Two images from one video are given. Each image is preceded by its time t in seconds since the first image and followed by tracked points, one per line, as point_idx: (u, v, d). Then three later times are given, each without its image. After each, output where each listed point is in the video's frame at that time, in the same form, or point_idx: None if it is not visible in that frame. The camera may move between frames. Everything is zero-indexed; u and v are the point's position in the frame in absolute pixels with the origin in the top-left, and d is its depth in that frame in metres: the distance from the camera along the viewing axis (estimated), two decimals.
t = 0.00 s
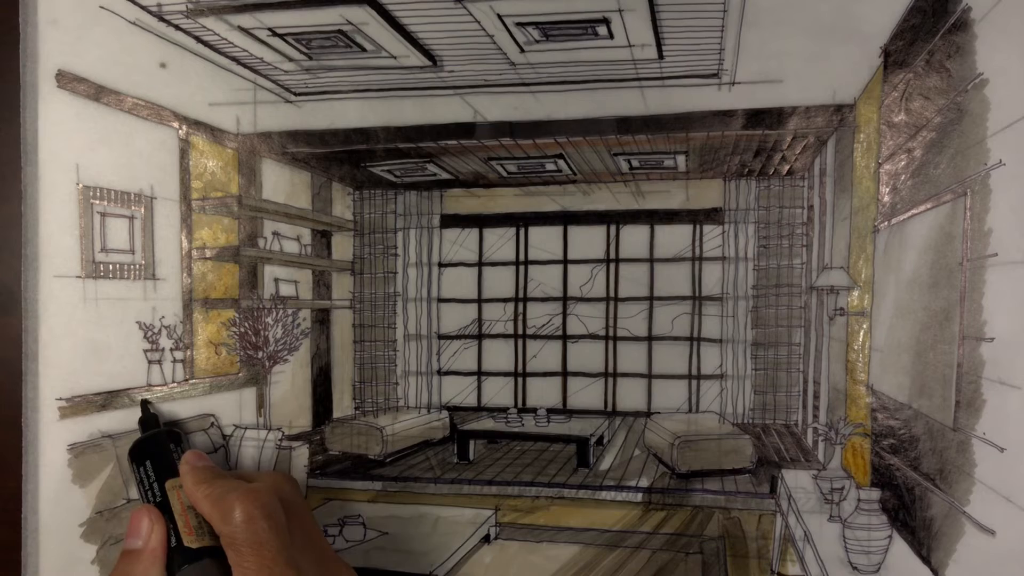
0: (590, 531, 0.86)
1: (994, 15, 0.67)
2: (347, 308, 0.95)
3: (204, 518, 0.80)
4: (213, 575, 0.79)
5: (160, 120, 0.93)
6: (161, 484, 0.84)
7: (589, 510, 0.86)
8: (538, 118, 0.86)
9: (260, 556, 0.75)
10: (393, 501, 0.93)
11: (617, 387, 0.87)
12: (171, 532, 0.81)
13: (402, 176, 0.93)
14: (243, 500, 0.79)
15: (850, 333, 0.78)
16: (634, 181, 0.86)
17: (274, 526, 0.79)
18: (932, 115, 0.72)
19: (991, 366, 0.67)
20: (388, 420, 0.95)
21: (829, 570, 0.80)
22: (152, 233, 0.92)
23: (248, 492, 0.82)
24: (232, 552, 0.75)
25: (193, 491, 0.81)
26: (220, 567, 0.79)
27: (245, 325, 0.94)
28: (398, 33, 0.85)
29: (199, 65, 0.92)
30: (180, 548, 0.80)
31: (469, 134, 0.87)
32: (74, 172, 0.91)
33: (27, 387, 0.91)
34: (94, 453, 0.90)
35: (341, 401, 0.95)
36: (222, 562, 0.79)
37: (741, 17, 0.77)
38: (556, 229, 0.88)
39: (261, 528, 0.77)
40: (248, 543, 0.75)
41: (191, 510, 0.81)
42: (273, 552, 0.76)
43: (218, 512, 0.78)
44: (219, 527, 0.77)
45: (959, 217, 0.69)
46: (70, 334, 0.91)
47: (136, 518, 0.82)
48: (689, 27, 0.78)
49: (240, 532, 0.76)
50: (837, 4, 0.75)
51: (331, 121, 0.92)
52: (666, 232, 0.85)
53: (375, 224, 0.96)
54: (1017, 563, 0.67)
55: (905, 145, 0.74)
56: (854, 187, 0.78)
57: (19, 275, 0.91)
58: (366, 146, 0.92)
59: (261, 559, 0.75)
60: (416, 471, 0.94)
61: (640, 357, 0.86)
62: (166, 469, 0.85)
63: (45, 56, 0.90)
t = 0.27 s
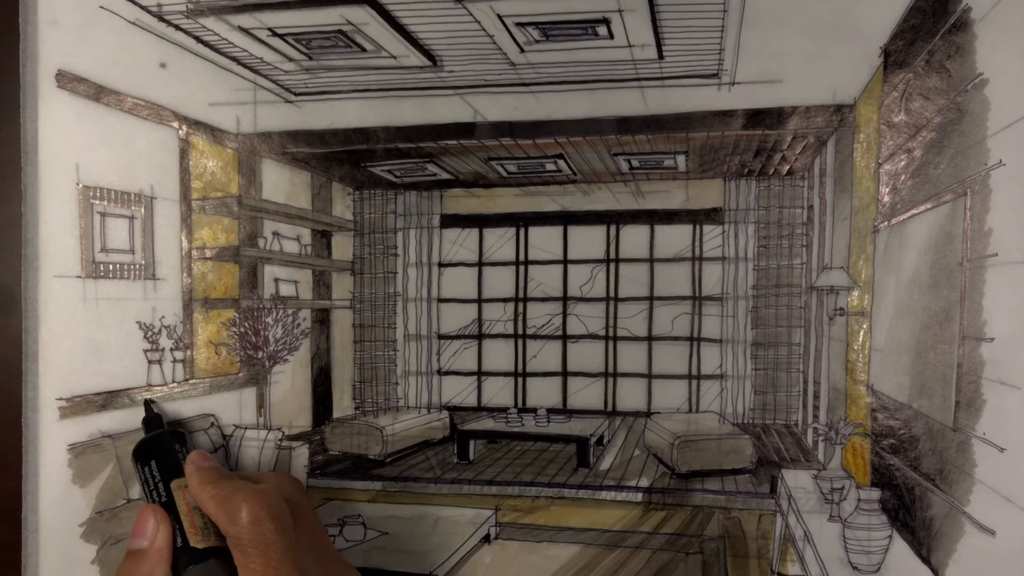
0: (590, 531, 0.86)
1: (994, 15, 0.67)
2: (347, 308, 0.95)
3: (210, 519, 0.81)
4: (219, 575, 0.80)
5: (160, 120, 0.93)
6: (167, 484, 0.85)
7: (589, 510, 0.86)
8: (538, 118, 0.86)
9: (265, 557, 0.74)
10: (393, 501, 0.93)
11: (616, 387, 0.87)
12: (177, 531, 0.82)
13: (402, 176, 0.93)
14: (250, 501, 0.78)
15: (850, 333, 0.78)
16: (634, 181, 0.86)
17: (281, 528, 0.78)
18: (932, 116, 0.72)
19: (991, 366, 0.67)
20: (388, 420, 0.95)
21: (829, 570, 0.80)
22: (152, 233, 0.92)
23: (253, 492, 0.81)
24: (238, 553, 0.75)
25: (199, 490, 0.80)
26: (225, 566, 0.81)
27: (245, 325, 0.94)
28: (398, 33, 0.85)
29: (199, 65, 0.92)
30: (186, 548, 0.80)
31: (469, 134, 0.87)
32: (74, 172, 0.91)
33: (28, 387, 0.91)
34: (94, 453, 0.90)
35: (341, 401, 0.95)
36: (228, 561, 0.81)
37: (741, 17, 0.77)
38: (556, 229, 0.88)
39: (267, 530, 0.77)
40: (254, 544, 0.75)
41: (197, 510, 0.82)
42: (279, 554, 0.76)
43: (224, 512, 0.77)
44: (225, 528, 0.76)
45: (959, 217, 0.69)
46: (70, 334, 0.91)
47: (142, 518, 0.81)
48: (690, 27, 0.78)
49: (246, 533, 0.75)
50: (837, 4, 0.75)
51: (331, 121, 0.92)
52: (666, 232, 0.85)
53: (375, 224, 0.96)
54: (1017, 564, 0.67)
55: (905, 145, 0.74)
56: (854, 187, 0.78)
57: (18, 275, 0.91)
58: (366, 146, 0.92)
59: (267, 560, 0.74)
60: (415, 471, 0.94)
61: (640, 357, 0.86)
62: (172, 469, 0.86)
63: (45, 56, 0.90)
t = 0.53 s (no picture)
0: (590, 531, 0.86)
1: (994, 15, 0.67)
2: (347, 308, 0.95)
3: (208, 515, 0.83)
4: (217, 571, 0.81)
5: (160, 120, 0.93)
6: (167, 480, 0.86)
7: (589, 510, 0.86)
8: (538, 118, 0.86)
9: (262, 553, 0.74)
10: (393, 501, 0.93)
11: (616, 387, 0.87)
12: (176, 527, 0.83)
13: (402, 176, 0.93)
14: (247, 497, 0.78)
15: (850, 333, 0.78)
16: (634, 181, 0.86)
17: (279, 524, 0.78)
18: (932, 116, 0.72)
19: (991, 366, 0.67)
20: (388, 420, 0.95)
21: (829, 570, 0.80)
22: (152, 233, 0.92)
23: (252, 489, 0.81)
24: (235, 549, 0.75)
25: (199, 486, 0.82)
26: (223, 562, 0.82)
27: (245, 325, 0.94)
28: (398, 33, 0.85)
29: (199, 65, 0.92)
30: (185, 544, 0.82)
31: (469, 134, 0.87)
32: (73, 172, 0.91)
33: (28, 387, 0.91)
34: (94, 453, 0.90)
35: (341, 401, 0.95)
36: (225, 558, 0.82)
37: (741, 17, 0.77)
38: (556, 229, 0.88)
39: (264, 525, 0.76)
40: (251, 540, 0.75)
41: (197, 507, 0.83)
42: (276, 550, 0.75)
43: (223, 508, 0.77)
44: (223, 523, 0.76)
45: (959, 217, 0.69)
46: (70, 334, 0.91)
47: (141, 513, 0.81)
48: (690, 27, 0.78)
49: (243, 530, 0.75)
50: (837, 4, 0.75)
51: (331, 121, 0.92)
52: (666, 233, 0.85)
53: (375, 224, 0.96)
54: (1016, 563, 0.67)
55: (905, 145, 0.74)
56: (854, 187, 0.78)
57: (18, 275, 0.91)
58: (366, 146, 0.92)
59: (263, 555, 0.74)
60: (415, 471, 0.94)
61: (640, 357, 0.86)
62: (171, 466, 0.87)
63: (45, 56, 0.90)
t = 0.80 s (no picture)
0: (590, 531, 0.86)
1: (994, 15, 0.67)
2: (347, 308, 0.95)
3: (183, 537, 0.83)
4: None
5: (160, 120, 0.93)
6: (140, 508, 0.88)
7: (589, 510, 0.86)
8: (538, 118, 0.85)
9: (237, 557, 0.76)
10: (393, 501, 0.93)
11: (616, 387, 0.87)
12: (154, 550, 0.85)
13: (402, 176, 0.94)
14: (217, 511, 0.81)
15: (850, 333, 0.78)
16: (634, 181, 0.87)
17: (250, 531, 0.80)
18: (932, 116, 0.73)
19: (991, 366, 0.67)
20: (388, 420, 0.96)
21: (829, 570, 0.80)
22: (152, 233, 0.93)
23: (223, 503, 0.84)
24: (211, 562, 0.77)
25: (171, 509, 0.84)
26: None
27: (245, 325, 0.94)
28: (398, 33, 0.85)
29: (199, 65, 0.92)
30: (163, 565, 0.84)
31: (469, 134, 0.87)
32: (73, 172, 0.91)
33: (28, 387, 0.91)
34: (94, 453, 0.91)
35: (341, 401, 0.95)
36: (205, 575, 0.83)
37: (741, 17, 0.77)
38: (556, 229, 0.88)
39: (236, 534, 0.79)
40: (223, 550, 0.77)
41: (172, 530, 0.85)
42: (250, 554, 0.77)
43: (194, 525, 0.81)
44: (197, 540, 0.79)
45: (959, 217, 0.69)
46: (70, 334, 0.91)
47: (117, 541, 0.85)
48: (690, 27, 0.78)
49: (217, 541, 0.78)
50: (837, 4, 0.75)
51: (331, 121, 0.92)
52: (666, 232, 0.85)
53: (375, 224, 0.97)
54: (1016, 563, 0.67)
55: (905, 145, 0.74)
56: (854, 187, 0.78)
57: (18, 275, 0.91)
58: (366, 146, 0.92)
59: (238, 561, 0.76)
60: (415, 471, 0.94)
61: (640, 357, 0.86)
62: (144, 494, 0.89)
63: (45, 55, 0.90)
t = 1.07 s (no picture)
0: (590, 531, 0.86)
1: (994, 15, 0.67)
2: (347, 308, 0.95)
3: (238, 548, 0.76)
4: None
5: (160, 120, 0.93)
6: (180, 517, 0.75)
7: (589, 510, 0.86)
8: (538, 118, 0.86)
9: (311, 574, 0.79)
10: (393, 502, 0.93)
11: (616, 386, 0.87)
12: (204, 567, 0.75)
13: (402, 176, 0.93)
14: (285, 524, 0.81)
15: (850, 333, 0.78)
16: (634, 181, 0.86)
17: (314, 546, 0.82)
18: (932, 115, 0.72)
19: (991, 366, 0.67)
20: (388, 420, 0.96)
21: (829, 570, 0.80)
22: (152, 233, 0.93)
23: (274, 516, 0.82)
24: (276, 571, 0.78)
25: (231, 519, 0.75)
26: None
27: (245, 325, 0.95)
28: (398, 33, 0.85)
29: (199, 65, 0.92)
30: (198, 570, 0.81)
31: (469, 134, 0.87)
32: (74, 172, 0.91)
33: (28, 387, 0.91)
34: (94, 453, 0.90)
35: (342, 401, 0.95)
36: None
37: (741, 17, 0.78)
38: (556, 229, 0.88)
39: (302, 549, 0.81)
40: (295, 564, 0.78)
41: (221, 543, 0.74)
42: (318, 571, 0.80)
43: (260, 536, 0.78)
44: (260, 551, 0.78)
45: (959, 217, 0.69)
46: (69, 333, 0.91)
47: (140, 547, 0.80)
48: (690, 27, 0.78)
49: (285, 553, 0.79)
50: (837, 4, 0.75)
51: (331, 121, 0.92)
52: (666, 232, 0.85)
53: (375, 224, 0.96)
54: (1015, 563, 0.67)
55: (905, 145, 0.74)
56: (854, 187, 0.78)
57: (18, 275, 0.91)
58: (366, 146, 0.92)
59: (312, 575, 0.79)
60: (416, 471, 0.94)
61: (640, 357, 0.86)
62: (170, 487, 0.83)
63: (45, 56, 0.90)
